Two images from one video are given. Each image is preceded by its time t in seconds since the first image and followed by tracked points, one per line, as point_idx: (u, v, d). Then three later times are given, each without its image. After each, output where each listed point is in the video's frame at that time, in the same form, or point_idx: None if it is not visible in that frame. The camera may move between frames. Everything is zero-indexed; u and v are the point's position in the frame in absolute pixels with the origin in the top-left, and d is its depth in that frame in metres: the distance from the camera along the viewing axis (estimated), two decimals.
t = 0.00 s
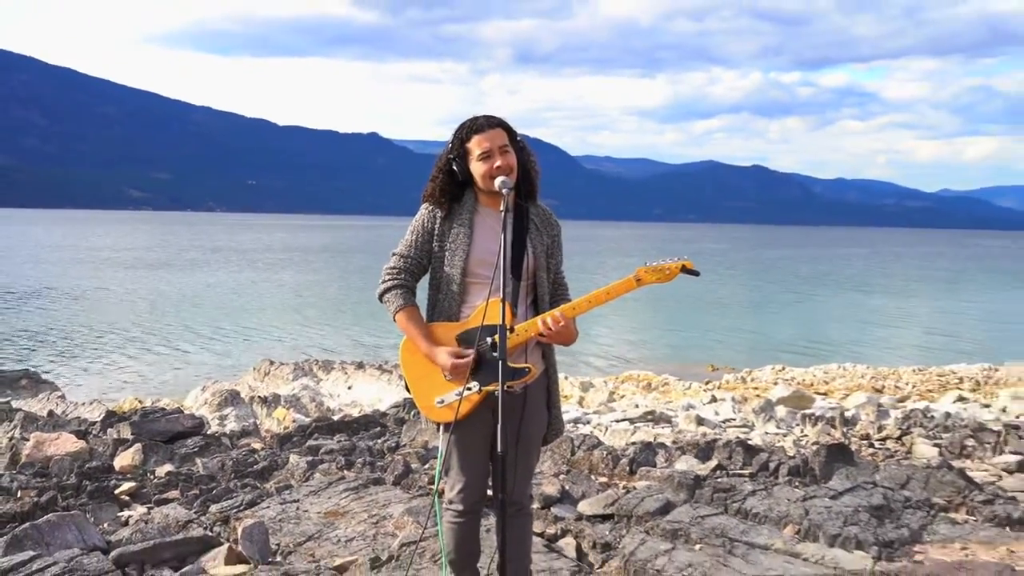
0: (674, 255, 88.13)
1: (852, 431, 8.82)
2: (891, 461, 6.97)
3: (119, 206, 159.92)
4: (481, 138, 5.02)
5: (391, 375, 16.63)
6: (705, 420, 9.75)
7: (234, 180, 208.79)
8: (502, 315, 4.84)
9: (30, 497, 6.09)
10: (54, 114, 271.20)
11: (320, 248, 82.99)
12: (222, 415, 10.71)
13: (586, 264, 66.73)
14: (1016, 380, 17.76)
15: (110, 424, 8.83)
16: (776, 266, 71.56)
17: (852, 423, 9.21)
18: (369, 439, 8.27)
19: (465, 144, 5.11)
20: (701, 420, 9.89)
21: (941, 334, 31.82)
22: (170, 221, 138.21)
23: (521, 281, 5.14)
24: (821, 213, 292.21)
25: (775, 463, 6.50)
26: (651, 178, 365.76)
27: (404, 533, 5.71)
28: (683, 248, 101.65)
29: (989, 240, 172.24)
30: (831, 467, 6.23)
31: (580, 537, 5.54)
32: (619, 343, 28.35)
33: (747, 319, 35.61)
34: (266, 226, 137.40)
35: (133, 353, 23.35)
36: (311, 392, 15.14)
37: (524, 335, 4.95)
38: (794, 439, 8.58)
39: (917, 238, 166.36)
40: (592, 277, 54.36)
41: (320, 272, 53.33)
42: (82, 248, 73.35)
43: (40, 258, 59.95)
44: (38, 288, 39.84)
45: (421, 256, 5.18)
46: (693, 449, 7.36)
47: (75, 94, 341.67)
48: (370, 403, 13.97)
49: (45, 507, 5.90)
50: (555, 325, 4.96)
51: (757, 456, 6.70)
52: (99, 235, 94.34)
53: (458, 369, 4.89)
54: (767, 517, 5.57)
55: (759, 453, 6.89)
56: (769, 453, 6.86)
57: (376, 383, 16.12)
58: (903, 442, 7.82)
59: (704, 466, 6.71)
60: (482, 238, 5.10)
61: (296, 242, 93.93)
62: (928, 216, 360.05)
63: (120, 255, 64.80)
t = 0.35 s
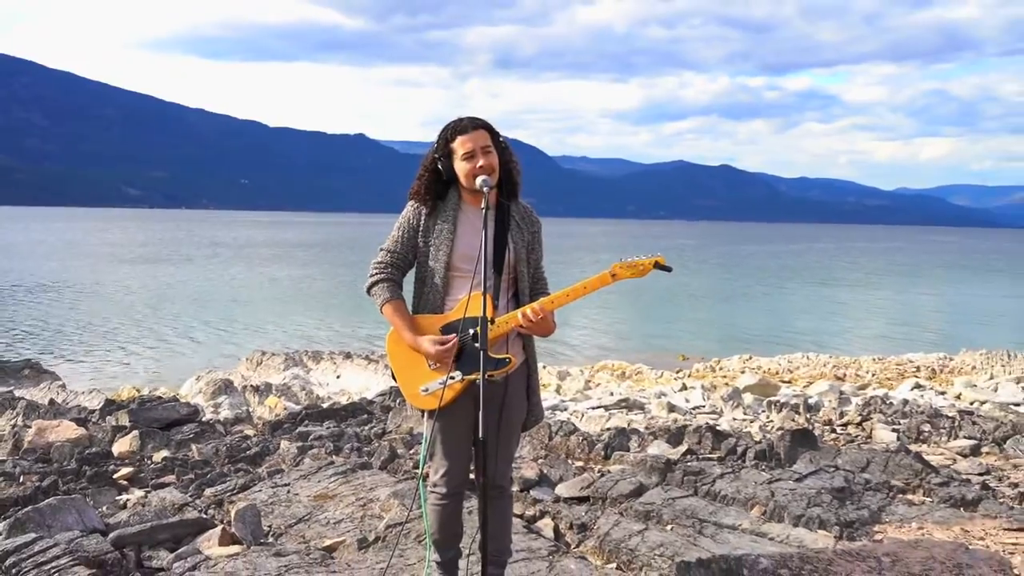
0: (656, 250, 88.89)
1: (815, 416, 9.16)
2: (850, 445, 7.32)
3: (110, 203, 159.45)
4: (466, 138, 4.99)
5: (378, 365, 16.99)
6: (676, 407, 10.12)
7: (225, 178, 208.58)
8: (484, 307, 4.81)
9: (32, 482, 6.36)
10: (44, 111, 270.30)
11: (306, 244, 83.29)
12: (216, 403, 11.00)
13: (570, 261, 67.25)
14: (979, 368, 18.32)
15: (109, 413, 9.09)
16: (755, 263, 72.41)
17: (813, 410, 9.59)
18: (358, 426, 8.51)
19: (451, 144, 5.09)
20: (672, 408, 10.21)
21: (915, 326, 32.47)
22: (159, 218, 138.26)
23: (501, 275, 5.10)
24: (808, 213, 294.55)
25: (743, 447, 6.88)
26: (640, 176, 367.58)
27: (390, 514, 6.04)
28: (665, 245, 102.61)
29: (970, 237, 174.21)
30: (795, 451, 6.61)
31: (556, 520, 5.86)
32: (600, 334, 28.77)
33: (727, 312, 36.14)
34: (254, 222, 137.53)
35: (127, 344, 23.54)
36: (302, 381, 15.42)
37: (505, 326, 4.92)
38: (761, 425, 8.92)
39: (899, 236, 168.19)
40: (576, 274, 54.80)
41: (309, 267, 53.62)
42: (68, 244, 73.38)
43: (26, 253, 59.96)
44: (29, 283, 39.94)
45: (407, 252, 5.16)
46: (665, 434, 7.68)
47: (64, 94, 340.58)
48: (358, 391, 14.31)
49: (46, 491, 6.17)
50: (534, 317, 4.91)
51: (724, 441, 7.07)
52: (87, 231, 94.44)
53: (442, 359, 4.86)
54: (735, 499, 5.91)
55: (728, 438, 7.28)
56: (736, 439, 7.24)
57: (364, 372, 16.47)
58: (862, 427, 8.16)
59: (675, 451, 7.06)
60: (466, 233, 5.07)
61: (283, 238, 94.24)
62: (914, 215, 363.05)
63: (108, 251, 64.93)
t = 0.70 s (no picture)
0: (656, 247, 89.13)
1: (810, 408, 9.32)
2: (843, 436, 7.47)
3: (111, 201, 159.42)
4: (470, 138, 5.14)
5: (382, 358, 17.16)
6: (673, 398, 10.29)
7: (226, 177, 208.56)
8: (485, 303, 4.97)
9: (46, 473, 6.54)
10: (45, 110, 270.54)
11: (308, 241, 83.55)
12: (225, 395, 11.18)
13: (571, 258, 67.46)
14: (972, 361, 18.49)
15: (122, 405, 9.27)
16: (755, 259, 72.57)
17: (808, 402, 9.79)
18: (364, 417, 8.67)
19: (455, 143, 5.24)
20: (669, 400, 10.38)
21: (912, 321, 32.65)
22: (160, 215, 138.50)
23: (504, 271, 5.25)
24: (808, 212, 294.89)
25: (738, 438, 7.04)
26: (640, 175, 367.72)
27: (395, 503, 6.22)
28: (664, 242, 102.72)
29: (969, 234, 174.55)
30: (789, 443, 6.77)
31: (556, 509, 6.04)
32: (600, 328, 28.95)
33: (725, 307, 36.29)
34: (254, 220, 137.52)
35: (132, 339, 23.68)
36: (308, 374, 15.60)
37: (507, 322, 5.07)
38: (757, 416, 9.09)
39: (899, 234, 168.50)
40: (577, 271, 54.99)
41: (312, 263, 53.83)
42: (71, 240, 73.59)
43: (29, 249, 60.02)
44: (34, 279, 40.17)
45: (412, 248, 5.31)
46: (662, 426, 7.86)
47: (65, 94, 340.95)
48: (363, 385, 14.48)
49: (60, 482, 6.35)
50: (535, 313, 5.06)
51: (720, 432, 7.25)
52: (89, 228, 94.66)
53: (445, 351, 4.98)
54: (730, 489, 6.07)
55: (724, 430, 7.46)
56: (731, 430, 7.42)
57: (369, 366, 16.64)
58: (854, 419, 8.31)
59: (672, 442, 7.23)
60: (469, 231, 5.22)
61: (285, 235, 94.55)
62: (913, 213, 363.35)
63: (112, 247, 65.23)
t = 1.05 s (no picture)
0: (651, 242, 89.11)
1: (801, 402, 9.36)
2: (834, 430, 7.51)
3: (105, 196, 158.98)
4: (463, 134, 5.10)
5: (377, 353, 17.17)
6: (666, 393, 10.33)
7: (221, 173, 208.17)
8: (479, 298, 4.94)
9: (41, 467, 6.58)
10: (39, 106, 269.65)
11: (303, 236, 83.41)
12: (220, 390, 11.20)
13: (565, 253, 67.51)
14: (963, 355, 18.60)
15: (117, 399, 9.27)
16: (748, 253, 72.64)
17: (799, 395, 9.83)
18: (357, 411, 8.69)
19: (448, 138, 5.21)
20: (662, 395, 10.41)
21: (905, 315, 32.70)
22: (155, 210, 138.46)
23: (497, 266, 5.21)
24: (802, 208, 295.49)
25: (730, 432, 7.07)
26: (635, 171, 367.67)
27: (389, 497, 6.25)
28: (657, 237, 102.54)
29: (960, 229, 175.33)
30: (781, 436, 6.80)
31: (551, 502, 6.08)
32: (594, 323, 28.98)
33: (718, 301, 36.36)
34: (248, 214, 137.19)
35: (126, 333, 23.64)
36: (302, 368, 15.62)
37: (499, 317, 5.03)
38: (749, 410, 9.13)
39: (892, 228, 169.12)
40: (572, 265, 55.04)
41: (307, 257, 53.78)
42: (65, 235, 73.45)
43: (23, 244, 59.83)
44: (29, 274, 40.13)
45: (405, 243, 5.29)
46: (655, 420, 7.88)
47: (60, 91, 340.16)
48: (357, 379, 14.49)
49: (54, 477, 6.38)
50: (529, 308, 5.02)
51: (712, 426, 7.28)
52: (83, 223, 94.54)
53: (438, 345, 4.96)
54: (723, 482, 6.11)
55: (716, 423, 7.49)
56: (724, 423, 7.46)
57: (363, 360, 16.65)
58: (845, 413, 8.35)
59: (665, 436, 7.26)
60: (462, 226, 5.20)
61: (280, 230, 94.60)
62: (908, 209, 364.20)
63: (107, 242, 65.22)
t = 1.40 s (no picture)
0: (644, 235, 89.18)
1: (792, 394, 9.39)
2: (826, 423, 7.53)
3: (97, 190, 158.54)
4: (454, 127, 5.07)
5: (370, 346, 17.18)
6: (659, 386, 10.36)
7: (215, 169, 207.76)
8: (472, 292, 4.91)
9: (33, 462, 6.58)
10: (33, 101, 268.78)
11: (296, 230, 83.32)
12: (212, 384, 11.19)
13: (559, 246, 67.51)
14: (956, 346, 18.66)
15: (109, 394, 9.26)
16: (742, 247, 72.76)
17: (791, 388, 9.86)
18: (350, 405, 8.69)
19: (440, 131, 5.17)
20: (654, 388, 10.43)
21: (898, 307, 32.76)
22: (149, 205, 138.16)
23: (489, 260, 5.18)
24: (797, 203, 296.07)
25: (723, 425, 7.09)
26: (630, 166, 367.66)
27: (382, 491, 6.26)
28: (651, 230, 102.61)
29: (953, 222, 175.67)
30: (773, 429, 6.82)
31: (544, 496, 6.11)
32: (588, 316, 28.99)
33: (712, 294, 36.43)
34: (242, 209, 136.97)
35: (119, 328, 23.60)
36: (295, 363, 15.61)
37: (492, 310, 5.00)
38: (741, 403, 9.16)
39: (886, 222, 169.44)
40: (567, 258, 55.05)
41: (300, 252, 53.73)
42: (57, 229, 73.29)
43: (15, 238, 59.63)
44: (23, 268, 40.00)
45: (396, 237, 5.25)
46: (648, 413, 7.89)
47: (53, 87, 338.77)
48: (350, 373, 14.49)
49: (46, 472, 6.38)
50: (520, 301, 4.99)
51: (704, 419, 7.29)
52: (76, 216, 94.23)
53: (430, 340, 4.93)
54: (715, 475, 6.12)
55: (708, 417, 7.49)
56: (716, 416, 7.47)
57: (357, 354, 16.65)
58: (837, 405, 8.37)
59: (658, 429, 7.28)
60: (454, 219, 5.16)
61: (273, 223, 94.45)
62: (902, 204, 365.06)
63: (100, 236, 65.06)
